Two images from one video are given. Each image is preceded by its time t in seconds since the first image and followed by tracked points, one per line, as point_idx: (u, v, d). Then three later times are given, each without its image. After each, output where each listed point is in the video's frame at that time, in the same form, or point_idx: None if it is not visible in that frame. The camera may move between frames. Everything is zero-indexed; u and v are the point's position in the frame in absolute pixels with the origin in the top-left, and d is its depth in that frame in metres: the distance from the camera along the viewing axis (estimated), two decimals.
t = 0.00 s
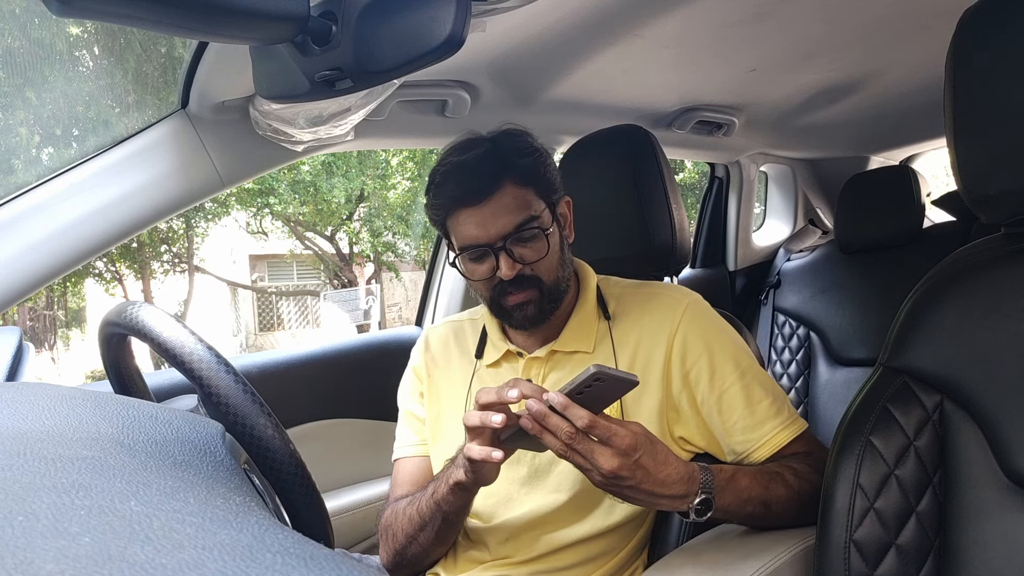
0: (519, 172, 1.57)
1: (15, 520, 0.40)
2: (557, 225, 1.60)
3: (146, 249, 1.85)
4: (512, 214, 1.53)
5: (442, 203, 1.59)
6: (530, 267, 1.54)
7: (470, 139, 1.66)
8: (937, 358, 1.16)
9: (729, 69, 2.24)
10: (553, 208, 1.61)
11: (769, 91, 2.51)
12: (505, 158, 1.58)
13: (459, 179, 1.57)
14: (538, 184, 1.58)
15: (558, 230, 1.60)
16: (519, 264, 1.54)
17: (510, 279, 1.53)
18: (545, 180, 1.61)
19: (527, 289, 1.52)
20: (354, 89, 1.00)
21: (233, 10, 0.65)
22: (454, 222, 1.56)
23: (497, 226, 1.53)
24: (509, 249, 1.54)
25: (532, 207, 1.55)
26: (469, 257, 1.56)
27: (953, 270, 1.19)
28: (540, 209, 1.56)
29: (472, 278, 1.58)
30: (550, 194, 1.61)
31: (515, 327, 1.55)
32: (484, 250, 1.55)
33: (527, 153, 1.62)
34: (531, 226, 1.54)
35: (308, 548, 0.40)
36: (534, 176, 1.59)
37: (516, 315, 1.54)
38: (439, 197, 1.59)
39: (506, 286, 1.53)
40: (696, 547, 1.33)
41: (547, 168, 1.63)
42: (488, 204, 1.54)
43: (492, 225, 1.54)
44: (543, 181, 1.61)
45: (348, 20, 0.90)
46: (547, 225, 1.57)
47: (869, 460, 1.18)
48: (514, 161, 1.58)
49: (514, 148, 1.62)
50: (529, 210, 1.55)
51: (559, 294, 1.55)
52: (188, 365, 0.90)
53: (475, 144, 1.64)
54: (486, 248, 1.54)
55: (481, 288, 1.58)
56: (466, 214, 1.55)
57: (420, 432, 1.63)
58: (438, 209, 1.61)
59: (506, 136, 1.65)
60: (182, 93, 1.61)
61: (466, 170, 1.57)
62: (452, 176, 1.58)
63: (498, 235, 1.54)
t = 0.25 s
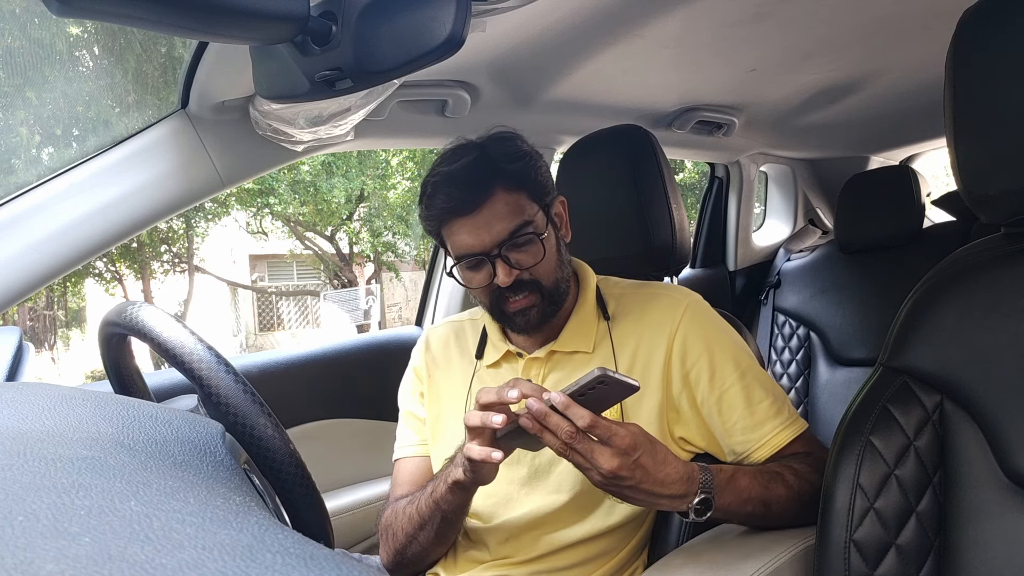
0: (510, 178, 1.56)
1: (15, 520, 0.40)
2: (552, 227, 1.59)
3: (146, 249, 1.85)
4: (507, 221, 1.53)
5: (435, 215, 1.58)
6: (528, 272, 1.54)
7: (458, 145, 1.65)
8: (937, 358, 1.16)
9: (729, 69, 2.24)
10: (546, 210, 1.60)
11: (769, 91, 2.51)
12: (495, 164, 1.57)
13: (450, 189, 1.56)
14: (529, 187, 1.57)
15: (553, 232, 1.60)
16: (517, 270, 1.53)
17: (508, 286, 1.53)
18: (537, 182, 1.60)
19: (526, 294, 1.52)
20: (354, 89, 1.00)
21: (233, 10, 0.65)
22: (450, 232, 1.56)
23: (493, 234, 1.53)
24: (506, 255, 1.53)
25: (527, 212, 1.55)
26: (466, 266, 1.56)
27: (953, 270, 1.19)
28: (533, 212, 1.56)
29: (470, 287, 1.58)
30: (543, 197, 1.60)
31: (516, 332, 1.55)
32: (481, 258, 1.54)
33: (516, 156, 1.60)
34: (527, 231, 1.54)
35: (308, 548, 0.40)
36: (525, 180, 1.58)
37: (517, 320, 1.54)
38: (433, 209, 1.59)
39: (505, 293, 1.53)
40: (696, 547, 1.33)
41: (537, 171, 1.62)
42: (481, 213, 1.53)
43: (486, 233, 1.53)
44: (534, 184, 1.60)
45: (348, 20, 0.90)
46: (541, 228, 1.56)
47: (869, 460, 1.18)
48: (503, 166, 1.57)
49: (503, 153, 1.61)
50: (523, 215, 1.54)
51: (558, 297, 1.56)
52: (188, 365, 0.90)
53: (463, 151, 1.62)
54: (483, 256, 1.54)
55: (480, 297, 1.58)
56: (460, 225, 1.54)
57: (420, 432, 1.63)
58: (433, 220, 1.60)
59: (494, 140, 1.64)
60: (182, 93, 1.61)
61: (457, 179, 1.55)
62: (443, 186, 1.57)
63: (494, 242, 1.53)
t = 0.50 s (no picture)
0: (505, 180, 1.56)
1: (15, 520, 0.40)
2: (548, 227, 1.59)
3: (146, 249, 1.86)
4: (503, 224, 1.53)
5: (432, 220, 1.58)
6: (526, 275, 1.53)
7: (453, 149, 1.65)
8: (937, 358, 1.16)
9: (729, 69, 2.24)
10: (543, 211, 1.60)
11: (769, 91, 2.51)
12: (489, 166, 1.57)
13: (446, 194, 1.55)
14: (524, 189, 1.57)
15: (550, 233, 1.60)
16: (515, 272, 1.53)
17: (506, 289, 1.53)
18: (532, 184, 1.60)
19: (524, 297, 1.52)
20: (354, 89, 1.00)
21: (232, 10, 0.65)
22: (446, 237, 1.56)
23: (489, 238, 1.53)
24: (503, 259, 1.53)
25: (524, 215, 1.55)
26: (463, 271, 1.56)
27: (953, 270, 1.19)
28: (529, 213, 1.56)
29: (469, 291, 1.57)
30: (539, 198, 1.60)
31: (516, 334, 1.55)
32: (479, 262, 1.54)
33: (510, 158, 1.60)
34: (524, 233, 1.54)
35: (308, 548, 0.40)
36: (520, 182, 1.58)
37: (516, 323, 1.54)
38: (429, 214, 1.58)
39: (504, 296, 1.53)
40: (696, 547, 1.33)
41: (532, 172, 1.62)
42: (478, 216, 1.53)
43: (483, 236, 1.53)
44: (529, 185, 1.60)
45: (347, 20, 0.90)
46: (537, 230, 1.56)
47: (869, 460, 1.18)
48: (498, 169, 1.57)
49: (498, 155, 1.60)
50: (519, 217, 1.54)
51: (557, 298, 1.56)
52: (188, 365, 0.90)
53: (456, 154, 1.62)
54: (480, 260, 1.54)
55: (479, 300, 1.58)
56: (457, 229, 1.54)
57: (420, 433, 1.63)
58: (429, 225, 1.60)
59: (487, 143, 1.64)
60: (182, 93, 1.61)
61: (452, 183, 1.55)
62: (438, 191, 1.57)
63: (490, 246, 1.53)
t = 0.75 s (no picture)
0: (505, 181, 1.56)
1: (15, 520, 0.40)
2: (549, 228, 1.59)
3: (146, 249, 1.86)
4: (503, 225, 1.53)
5: (432, 221, 1.58)
6: (526, 275, 1.54)
7: (452, 150, 1.65)
8: (936, 358, 1.16)
9: (729, 69, 2.24)
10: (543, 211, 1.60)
11: (769, 91, 2.51)
12: (489, 167, 1.57)
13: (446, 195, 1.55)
14: (525, 190, 1.57)
15: (550, 233, 1.59)
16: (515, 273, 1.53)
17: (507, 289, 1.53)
18: (531, 184, 1.60)
19: (525, 298, 1.53)
20: (354, 88, 1.00)
21: (232, 10, 0.65)
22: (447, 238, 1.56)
23: (489, 239, 1.53)
24: (503, 259, 1.53)
25: (524, 215, 1.55)
26: (464, 272, 1.56)
27: (953, 270, 1.19)
28: (530, 214, 1.56)
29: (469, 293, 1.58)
30: (538, 198, 1.60)
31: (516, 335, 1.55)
32: (479, 263, 1.54)
33: (510, 158, 1.60)
34: (524, 234, 1.54)
35: (308, 548, 0.40)
36: (520, 183, 1.58)
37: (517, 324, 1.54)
38: (429, 215, 1.58)
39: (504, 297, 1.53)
40: (695, 547, 1.33)
41: (532, 172, 1.62)
42: (478, 217, 1.53)
43: (484, 237, 1.53)
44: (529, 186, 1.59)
45: (347, 20, 0.90)
46: (538, 230, 1.56)
47: (869, 460, 1.18)
48: (497, 169, 1.57)
49: (497, 156, 1.60)
50: (519, 218, 1.54)
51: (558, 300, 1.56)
52: (188, 365, 0.90)
53: (456, 155, 1.62)
54: (481, 261, 1.54)
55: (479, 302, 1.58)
56: (458, 229, 1.54)
57: (419, 435, 1.63)
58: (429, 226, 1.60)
59: (487, 143, 1.64)
60: (182, 93, 1.61)
61: (452, 184, 1.55)
62: (438, 191, 1.57)
63: (490, 246, 1.53)
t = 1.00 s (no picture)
0: (503, 181, 1.56)
1: (15, 520, 0.40)
2: (547, 228, 1.59)
3: (146, 249, 1.86)
4: (501, 225, 1.53)
5: (430, 222, 1.58)
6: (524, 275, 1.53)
7: (450, 150, 1.65)
8: (936, 358, 1.16)
9: (729, 69, 2.24)
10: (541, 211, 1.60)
11: (769, 91, 2.51)
12: (486, 167, 1.57)
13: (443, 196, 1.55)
14: (523, 190, 1.57)
15: (548, 233, 1.59)
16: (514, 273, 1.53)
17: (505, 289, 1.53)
18: (529, 184, 1.60)
19: (524, 297, 1.52)
20: (354, 88, 1.00)
21: (232, 10, 0.65)
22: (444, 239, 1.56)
23: (487, 239, 1.53)
24: (501, 260, 1.53)
25: (522, 215, 1.54)
26: (462, 272, 1.56)
27: (953, 270, 1.19)
28: (527, 214, 1.55)
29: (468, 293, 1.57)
30: (536, 198, 1.60)
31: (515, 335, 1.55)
32: (478, 263, 1.54)
33: (508, 158, 1.60)
34: (523, 234, 1.54)
35: (308, 548, 0.40)
36: (517, 183, 1.57)
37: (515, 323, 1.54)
38: (426, 216, 1.58)
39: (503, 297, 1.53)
40: (695, 548, 1.33)
41: (530, 172, 1.62)
42: (476, 217, 1.53)
43: (482, 237, 1.53)
44: (526, 186, 1.59)
45: (347, 19, 0.90)
46: (536, 230, 1.56)
47: (869, 460, 1.18)
48: (494, 169, 1.57)
49: (494, 156, 1.60)
50: (517, 218, 1.54)
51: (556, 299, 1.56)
52: (188, 365, 0.90)
53: (453, 156, 1.62)
54: (479, 261, 1.54)
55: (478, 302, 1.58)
56: (456, 230, 1.54)
57: (418, 435, 1.63)
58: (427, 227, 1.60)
59: (484, 144, 1.64)
60: (182, 93, 1.61)
61: (450, 184, 1.55)
62: (435, 192, 1.56)
63: (488, 246, 1.53)
